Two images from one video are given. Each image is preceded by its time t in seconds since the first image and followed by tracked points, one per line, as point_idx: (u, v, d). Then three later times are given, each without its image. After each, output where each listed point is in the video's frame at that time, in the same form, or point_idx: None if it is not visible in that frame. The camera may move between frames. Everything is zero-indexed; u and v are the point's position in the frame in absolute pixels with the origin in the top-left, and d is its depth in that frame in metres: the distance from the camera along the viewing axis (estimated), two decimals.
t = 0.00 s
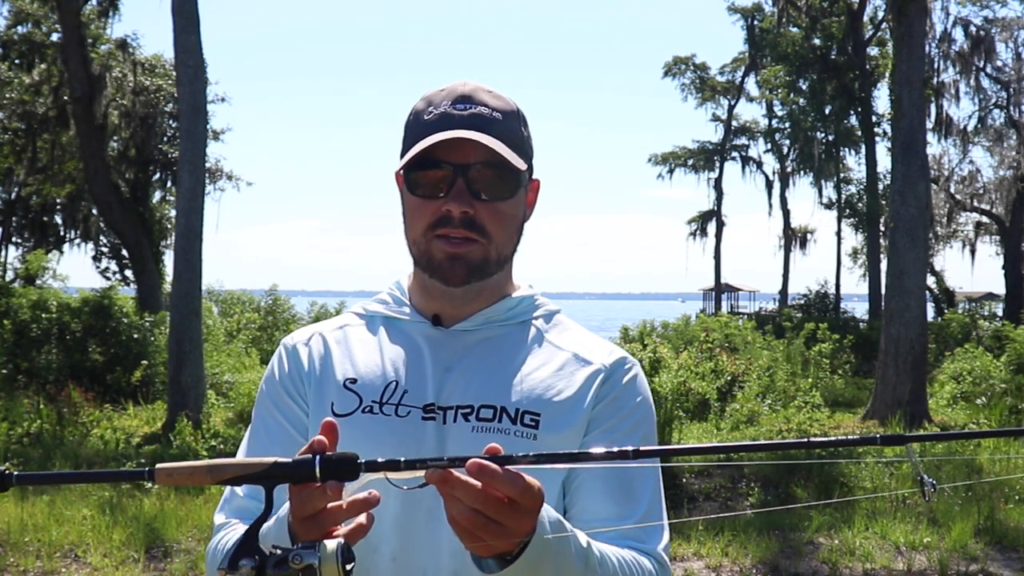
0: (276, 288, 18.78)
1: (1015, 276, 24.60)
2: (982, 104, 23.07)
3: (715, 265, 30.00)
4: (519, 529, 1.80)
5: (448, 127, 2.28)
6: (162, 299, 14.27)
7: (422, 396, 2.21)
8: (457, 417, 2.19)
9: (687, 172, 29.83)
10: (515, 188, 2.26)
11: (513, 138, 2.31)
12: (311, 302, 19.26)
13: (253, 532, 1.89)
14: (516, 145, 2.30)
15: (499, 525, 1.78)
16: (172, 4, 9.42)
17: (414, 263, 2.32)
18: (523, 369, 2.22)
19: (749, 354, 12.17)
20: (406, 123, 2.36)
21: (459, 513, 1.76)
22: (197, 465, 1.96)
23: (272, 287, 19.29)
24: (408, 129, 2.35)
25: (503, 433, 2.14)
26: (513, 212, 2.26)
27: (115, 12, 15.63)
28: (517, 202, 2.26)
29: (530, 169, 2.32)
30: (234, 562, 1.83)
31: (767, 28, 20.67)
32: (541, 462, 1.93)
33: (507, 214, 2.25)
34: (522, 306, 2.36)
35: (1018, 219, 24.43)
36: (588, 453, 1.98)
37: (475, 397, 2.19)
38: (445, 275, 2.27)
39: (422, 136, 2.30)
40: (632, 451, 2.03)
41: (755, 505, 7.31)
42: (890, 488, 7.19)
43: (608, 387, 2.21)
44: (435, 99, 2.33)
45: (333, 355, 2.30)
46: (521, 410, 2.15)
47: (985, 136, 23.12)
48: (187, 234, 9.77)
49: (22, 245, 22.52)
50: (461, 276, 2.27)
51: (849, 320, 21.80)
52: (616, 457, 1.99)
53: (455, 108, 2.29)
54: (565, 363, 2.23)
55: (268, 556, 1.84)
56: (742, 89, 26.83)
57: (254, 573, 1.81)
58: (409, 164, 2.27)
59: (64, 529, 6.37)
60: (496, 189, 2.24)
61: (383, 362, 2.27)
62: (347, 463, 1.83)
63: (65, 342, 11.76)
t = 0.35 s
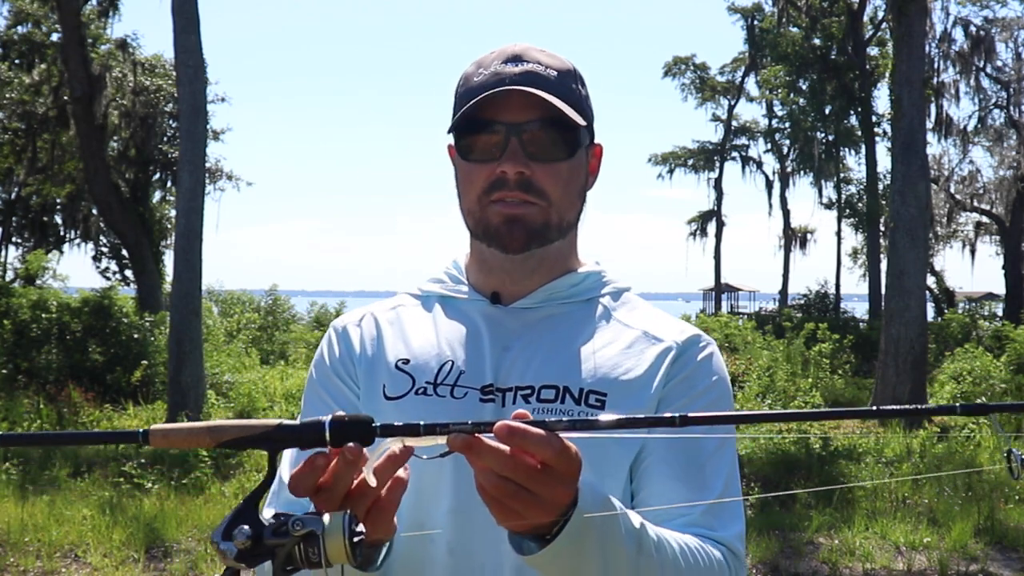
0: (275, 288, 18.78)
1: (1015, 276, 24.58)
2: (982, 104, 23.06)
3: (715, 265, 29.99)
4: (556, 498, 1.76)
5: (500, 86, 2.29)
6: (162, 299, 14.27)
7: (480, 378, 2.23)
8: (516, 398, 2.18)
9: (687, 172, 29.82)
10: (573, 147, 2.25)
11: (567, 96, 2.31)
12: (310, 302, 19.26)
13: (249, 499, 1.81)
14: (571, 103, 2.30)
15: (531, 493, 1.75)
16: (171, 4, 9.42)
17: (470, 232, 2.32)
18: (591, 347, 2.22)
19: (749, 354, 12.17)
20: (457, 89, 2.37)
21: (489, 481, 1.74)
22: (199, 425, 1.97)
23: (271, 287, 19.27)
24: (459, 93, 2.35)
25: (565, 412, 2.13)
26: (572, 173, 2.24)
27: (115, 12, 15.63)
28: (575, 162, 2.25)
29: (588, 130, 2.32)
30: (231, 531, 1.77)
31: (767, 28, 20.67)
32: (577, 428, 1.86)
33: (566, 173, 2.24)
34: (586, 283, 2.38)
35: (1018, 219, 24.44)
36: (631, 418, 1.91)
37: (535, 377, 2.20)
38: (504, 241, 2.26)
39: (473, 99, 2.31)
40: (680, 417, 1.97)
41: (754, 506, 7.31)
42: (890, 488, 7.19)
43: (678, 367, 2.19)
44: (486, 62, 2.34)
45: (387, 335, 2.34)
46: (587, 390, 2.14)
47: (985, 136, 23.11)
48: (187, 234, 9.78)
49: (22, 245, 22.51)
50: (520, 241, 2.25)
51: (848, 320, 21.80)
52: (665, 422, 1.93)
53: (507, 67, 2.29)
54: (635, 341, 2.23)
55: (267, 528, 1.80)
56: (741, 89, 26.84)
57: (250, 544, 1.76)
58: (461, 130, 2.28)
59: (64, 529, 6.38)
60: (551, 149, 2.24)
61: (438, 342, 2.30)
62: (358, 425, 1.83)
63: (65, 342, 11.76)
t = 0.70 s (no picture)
0: (275, 288, 18.78)
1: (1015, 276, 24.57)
2: (982, 104, 23.06)
3: (715, 265, 29.98)
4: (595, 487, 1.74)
5: (517, 64, 2.28)
6: (161, 299, 14.28)
7: (523, 375, 2.22)
8: (560, 395, 2.18)
9: (687, 172, 29.82)
10: (598, 120, 2.24)
11: (586, 69, 2.30)
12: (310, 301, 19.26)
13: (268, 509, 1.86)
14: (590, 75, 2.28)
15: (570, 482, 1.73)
16: (171, 4, 9.42)
17: (500, 221, 2.31)
18: (634, 336, 2.21)
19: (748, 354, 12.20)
20: (473, 71, 2.37)
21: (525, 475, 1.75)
22: (202, 436, 2.02)
23: (271, 287, 19.26)
24: (476, 75, 2.35)
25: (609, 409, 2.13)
26: (599, 148, 2.22)
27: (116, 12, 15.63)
28: (601, 136, 2.23)
29: (614, 101, 2.30)
30: (249, 552, 1.81)
31: (767, 28, 20.68)
32: (616, 411, 1.88)
33: (592, 149, 2.21)
34: (625, 264, 2.37)
35: (1018, 219, 24.44)
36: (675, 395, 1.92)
37: (579, 372, 2.20)
38: (535, 227, 2.24)
39: (491, 81, 2.30)
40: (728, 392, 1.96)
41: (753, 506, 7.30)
42: (890, 489, 7.18)
43: (724, 346, 2.19)
44: (498, 41, 2.33)
45: (422, 332, 2.33)
46: (634, 384, 2.14)
47: (985, 136, 23.10)
48: (187, 234, 9.78)
49: (22, 245, 22.51)
50: (552, 225, 2.23)
51: (848, 320, 21.79)
52: (715, 397, 1.92)
53: (521, 44, 2.29)
54: (679, 324, 2.21)
55: (288, 543, 1.84)
56: (742, 89, 26.85)
57: (272, 565, 1.80)
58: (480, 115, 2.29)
59: (63, 529, 6.38)
60: (576, 126, 2.22)
61: (475, 339, 2.30)
62: (378, 425, 1.83)
63: (65, 342, 11.77)
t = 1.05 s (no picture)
0: (275, 288, 18.79)
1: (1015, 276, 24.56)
2: (982, 104, 23.07)
3: (715, 265, 29.98)
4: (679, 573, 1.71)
5: (511, 67, 2.21)
6: (161, 299, 14.29)
7: (537, 384, 2.16)
8: (580, 404, 2.13)
9: (687, 172, 29.81)
10: (597, 122, 2.18)
11: (580, 70, 2.23)
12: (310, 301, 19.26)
13: (250, 518, 1.75)
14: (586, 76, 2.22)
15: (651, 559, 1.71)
16: (171, 4, 9.41)
17: (500, 227, 2.23)
18: (651, 342, 2.14)
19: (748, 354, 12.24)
20: (465, 75, 2.29)
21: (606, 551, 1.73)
22: (183, 437, 1.90)
23: (271, 287, 19.26)
24: (469, 79, 2.28)
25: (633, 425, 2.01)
26: (597, 151, 2.16)
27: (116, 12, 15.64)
28: (599, 137, 2.17)
29: (610, 102, 2.24)
30: (229, 562, 1.71)
31: (767, 28, 20.67)
32: (619, 421, 1.89)
33: (590, 152, 2.15)
34: (628, 267, 2.29)
35: (1018, 219, 24.44)
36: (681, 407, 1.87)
37: (598, 381, 2.14)
38: (535, 233, 2.17)
39: (484, 85, 2.23)
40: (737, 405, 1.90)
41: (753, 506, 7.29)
42: (890, 488, 7.18)
43: (742, 351, 2.12)
44: (491, 44, 2.26)
45: (427, 338, 2.24)
46: (656, 396, 2.08)
47: (985, 136, 23.11)
48: (187, 234, 9.78)
49: (22, 245, 22.53)
50: (552, 231, 2.17)
51: (848, 320, 21.80)
52: (723, 410, 1.86)
53: (515, 46, 2.21)
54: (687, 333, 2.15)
55: (269, 555, 1.74)
56: (741, 89, 26.85)
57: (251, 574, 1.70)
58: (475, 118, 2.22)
59: (64, 529, 6.38)
60: (573, 129, 2.16)
61: (484, 345, 2.21)
62: (369, 431, 1.76)
63: (65, 342, 11.77)
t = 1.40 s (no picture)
0: (275, 288, 18.80)
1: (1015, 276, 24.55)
2: (982, 104, 23.07)
3: (715, 265, 29.99)
4: None
5: (477, 73, 2.20)
6: (162, 299, 14.30)
7: (522, 389, 2.12)
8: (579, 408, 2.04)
9: (687, 172, 29.81)
10: (563, 124, 2.17)
11: (546, 74, 2.23)
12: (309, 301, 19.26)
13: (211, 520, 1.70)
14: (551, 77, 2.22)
15: None
16: (171, 4, 9.41)
17: (474, 234, 2.21)
18: (639, 347, 2.13)
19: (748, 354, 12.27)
20: (432, 86, 2.27)
21: None
22: (144, 442, 1.83)
23: (271, 287, 19.26)
24: (436, 89, 2.26)
25: (636, 426, 2.00)
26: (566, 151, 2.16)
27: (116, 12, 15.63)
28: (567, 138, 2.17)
29: (576, 104, 2.24)
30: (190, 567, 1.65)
31: (767, 28, 20.67)
32: (586, 401, 1.82)
33: (559, 152, 2.15)
34: (605, 269, 2.27)
35: (1018, 219, 24.42)
36: (651, 382, 1.83)
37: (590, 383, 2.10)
38: (508, 236, 2.15)
39: (450, 91, 2.22)
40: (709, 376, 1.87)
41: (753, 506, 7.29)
42: (890, 488, 7.16)
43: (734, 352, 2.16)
44: (456, 54, 2.24)
45: (409, 348, 2.20)
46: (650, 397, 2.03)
47: (985, 136, 23.12)
48: (187, 234, 9.78)
49: (22, 245, 22.53)
50: (527, 234, 2.15)
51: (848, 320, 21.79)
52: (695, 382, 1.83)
53: (481, 52, 2.20)
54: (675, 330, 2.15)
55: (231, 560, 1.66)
56: (742, 89, 26.84)
57: None
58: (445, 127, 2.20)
59: (64, 529, 6.38)
60: (541, 130, 2.15)
61: (467, 352, 2.17)
62: (330, 424, 1.67)
63: (65, 342, 11.77)
